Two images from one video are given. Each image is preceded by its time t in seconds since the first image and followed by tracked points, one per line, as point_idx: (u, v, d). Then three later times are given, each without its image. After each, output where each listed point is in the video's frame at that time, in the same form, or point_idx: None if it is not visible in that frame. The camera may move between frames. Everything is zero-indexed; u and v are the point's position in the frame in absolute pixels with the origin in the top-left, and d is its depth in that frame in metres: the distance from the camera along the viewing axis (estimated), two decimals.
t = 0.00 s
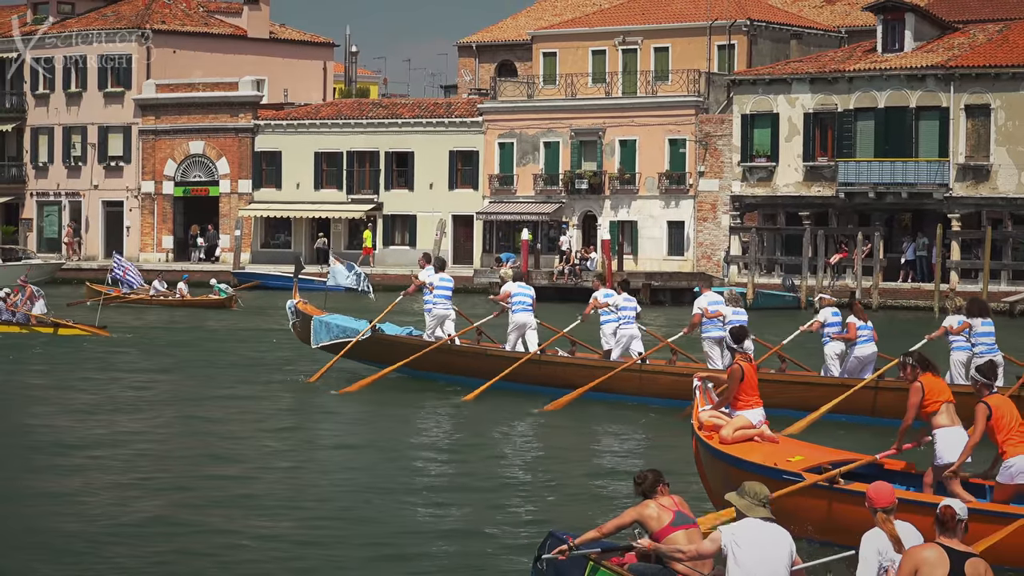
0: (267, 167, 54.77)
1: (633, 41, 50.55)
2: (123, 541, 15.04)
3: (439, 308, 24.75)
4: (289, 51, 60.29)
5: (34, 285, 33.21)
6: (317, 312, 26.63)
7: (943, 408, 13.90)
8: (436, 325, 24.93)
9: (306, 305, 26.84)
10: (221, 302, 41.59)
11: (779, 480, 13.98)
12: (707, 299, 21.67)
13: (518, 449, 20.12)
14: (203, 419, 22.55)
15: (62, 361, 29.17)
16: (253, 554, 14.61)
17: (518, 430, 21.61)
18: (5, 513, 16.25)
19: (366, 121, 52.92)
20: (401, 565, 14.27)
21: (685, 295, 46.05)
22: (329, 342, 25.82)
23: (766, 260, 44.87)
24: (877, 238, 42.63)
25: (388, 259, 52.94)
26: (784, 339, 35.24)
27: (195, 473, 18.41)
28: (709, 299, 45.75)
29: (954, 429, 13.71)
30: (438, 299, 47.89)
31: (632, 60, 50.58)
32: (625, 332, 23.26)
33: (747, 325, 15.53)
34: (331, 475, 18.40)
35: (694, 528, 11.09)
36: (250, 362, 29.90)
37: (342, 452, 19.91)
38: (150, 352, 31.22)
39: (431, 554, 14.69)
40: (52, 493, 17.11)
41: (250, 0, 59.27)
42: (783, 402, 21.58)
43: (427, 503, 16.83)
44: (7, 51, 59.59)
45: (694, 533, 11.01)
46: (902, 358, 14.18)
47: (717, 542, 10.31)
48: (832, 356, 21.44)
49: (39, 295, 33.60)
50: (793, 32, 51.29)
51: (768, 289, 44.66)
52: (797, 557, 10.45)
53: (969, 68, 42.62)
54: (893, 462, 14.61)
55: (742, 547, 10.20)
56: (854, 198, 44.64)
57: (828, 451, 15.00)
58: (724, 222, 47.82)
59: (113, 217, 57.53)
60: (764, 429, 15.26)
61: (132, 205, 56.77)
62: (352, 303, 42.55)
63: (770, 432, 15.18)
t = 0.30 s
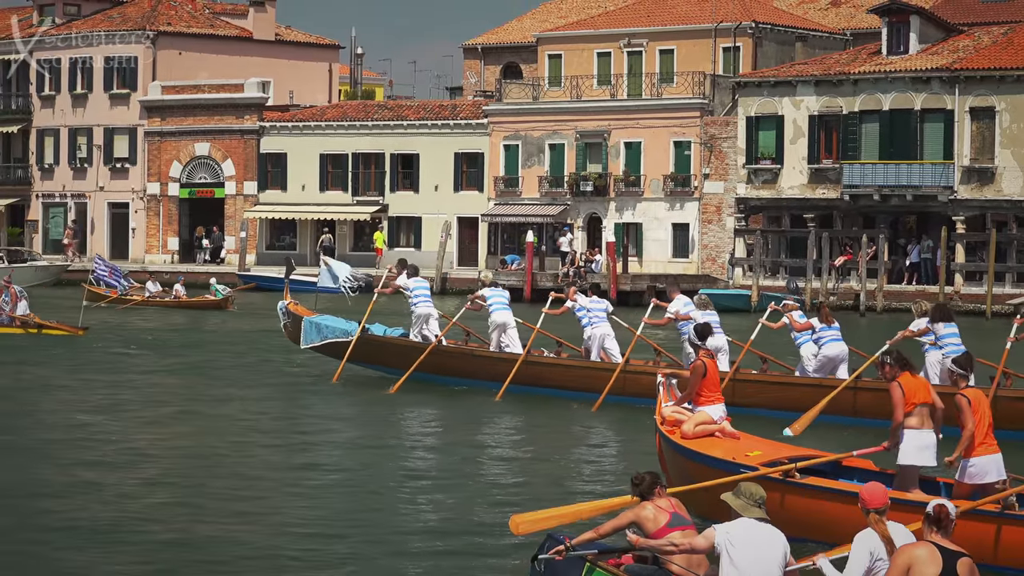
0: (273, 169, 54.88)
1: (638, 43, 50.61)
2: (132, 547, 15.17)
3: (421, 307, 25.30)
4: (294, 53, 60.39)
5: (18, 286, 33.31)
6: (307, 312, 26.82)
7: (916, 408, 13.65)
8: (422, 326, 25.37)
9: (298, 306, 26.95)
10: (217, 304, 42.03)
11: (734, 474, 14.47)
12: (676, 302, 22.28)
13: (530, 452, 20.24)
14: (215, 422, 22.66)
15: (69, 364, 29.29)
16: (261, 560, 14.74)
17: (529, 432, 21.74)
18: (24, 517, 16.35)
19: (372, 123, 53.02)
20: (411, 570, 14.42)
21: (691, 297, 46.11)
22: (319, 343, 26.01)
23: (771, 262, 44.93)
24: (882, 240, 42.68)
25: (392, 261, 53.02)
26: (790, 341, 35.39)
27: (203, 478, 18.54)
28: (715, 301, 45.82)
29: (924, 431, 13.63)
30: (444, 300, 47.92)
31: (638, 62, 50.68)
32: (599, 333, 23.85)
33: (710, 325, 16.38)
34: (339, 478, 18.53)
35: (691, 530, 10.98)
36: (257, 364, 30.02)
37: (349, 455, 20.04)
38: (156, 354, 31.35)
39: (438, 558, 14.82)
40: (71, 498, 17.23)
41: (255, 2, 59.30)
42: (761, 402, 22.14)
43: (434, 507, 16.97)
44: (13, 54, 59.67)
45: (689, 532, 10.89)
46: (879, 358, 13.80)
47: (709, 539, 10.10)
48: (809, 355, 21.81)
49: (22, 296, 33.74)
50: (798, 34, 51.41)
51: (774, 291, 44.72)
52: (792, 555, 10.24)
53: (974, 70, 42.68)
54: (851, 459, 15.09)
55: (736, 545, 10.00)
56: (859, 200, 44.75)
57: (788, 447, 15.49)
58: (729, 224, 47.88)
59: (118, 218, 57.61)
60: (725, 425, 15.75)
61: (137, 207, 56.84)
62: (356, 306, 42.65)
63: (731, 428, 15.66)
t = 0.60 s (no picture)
0: (277, 169, 54.80)
1: (643, 44, 50.57)
2: (136, 545, 15.18)
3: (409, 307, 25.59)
4: (298, 54, 60.41)
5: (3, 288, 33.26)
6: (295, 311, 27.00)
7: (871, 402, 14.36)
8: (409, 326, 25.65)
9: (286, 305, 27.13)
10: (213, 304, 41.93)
11: (699, 470, 14.73)
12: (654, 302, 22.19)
13: (533, 451, 20.22)
14: (217, 421, 22.64)
15: (71, 364, 29.29)
16: (262, 558, 14.77)
17: (530, 432, 21.73)
18: (26, 517, 16.34)
19: (377, 123, 53.01)
20: (413, 568, 14.43)
21: (697, 298, 46.07)
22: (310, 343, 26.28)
23: (777, 262, 44.88)
24: (887, 242, 42.67)
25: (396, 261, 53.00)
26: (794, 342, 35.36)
27: (206, 477, 18.55)
28: (721, 302, 45.76)
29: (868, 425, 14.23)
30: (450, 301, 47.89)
31: (643, 62, 50.65)
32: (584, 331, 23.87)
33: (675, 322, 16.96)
34: (342, 477, 18.52)
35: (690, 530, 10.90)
36: (259, 363, 30.01)
37: (353, 454, 20.04)
38: (158, 354, 31.35)
39: (441, 558, 14.84)
40: (74, 497, 17.21)
41: (260, 2, 59.27)
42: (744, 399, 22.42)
43: (438, 507, 16.97)
44: (18, 54, 59.69)
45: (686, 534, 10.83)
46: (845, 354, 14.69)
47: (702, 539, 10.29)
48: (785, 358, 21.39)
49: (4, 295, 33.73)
50: (804, 35, 51.41)
51: (779, 291, 44.69)
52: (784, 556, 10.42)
53: (980, 71, 42.62)
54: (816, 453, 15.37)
55: (729, 545, 10.17)
56: (864, 201, 44.75)
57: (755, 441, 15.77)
58: (734, 224, 47.87)
59: (123, 219, 57.64)
60: (692, 422, 16.06)
61: (142, 208, 56.87)
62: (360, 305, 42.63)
63: (697, 424, 15.97)
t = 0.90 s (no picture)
0: (283, 170, 54.93)
1: (648, 44, 50.67)
2: (133, 544, 15.18)
3: (399, 308, 25.97)
4: (304, 54, 60.52)
5: None
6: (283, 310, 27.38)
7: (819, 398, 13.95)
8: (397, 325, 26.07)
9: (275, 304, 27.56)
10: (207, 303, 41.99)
11: (667, 469, 14.75)
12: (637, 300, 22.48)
13: (531, 450, 20.26)
14: (218, 420, 22.68)
15: (72, 364, 29.36)
16: (258, 558, 14.72)
17: (529, 430, 21.76)
18: (24, 515, 16.37)
19: (382, 124, 53.12)
20: (409, 567, 14.39)
21: (701, 298, 46.08)
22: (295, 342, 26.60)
23: (781, 262, 44.90)
24: (891, 241, 42.65)
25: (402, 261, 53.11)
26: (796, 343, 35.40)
27: (204, 476, 18.51)
28: (725, 302, 45.77)
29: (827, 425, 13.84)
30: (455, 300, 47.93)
31: (647, 63, 50.74)
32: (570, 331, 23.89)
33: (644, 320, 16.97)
34: (341, 475, 18.54)
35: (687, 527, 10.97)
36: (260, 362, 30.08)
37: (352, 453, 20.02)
38: (160, 354, 31.42)
39: (437, 557, 14.79)
40: (73, 496, 17.24)
41: (266, 2, 59.37)
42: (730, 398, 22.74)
43: (436, 505, 16.93)
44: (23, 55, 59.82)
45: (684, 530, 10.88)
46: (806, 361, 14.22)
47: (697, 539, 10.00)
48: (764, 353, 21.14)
49: None
50: (808, 35, 51.48)
51: (783, 291, 44.73)
52: (778, 555, 10.12)
53: (984, 71, 42.61)
54: (783, 451, 15.38)
55: (723, 542, 9.89)
56: (869, 201, 44.77)
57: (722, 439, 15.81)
58: (739, 224, 47.91)
59: (128, 219, 57.73)
60: (660, 420, 16.15)
61: (148, 208, 56.98)
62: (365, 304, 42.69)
63: (666, 422, 16.07)
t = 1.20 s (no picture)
0: (288, 170, 55.08)
1: (652, 44, 50.79)
2: (136, 539, 15.18)
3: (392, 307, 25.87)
4: (309, 55, 60.66)
5: None
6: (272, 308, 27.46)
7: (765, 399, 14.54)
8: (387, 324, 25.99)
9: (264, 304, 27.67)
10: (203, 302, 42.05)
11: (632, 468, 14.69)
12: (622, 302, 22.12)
13: (533, 447, 20.28)
14: (221, 418, 22.70)
15: (74, 364, 29.38)
16: (262, 555, 14.65)
17: (530, 428, 21.78)
18: (27, 511, 16.36)
19: (387, 124, 53.25)
20: (413, 564, 14.33)
21: (706, 298, 46.18)
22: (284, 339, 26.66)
23: (785, 262, 45.01)
24: (896, 241, 42.75)
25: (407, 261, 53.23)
26: (800, 343, 35.46)
27: (207, 473, 18.45)
28: (729, 302, 45.87)
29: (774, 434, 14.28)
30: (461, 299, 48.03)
31: (652, 63, 50.85)
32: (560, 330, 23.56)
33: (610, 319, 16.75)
34: (342, 472, 18.55)
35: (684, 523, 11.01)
36: (261, 359, 30.11)
37: (356, 451, 19.93)
38: (161, 353, 31.45)
39: (441, 552, 14.80)
40: (76, 493, 17.24)
41: (271, 3, 59.52)
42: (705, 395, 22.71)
43: (440, 503, 16.85)
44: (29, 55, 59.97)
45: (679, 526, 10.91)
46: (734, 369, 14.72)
47: (690, 540, 9.88)
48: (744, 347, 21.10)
49: None
50: (812, 35, 51.61)
51: (788, 291, 44.84)
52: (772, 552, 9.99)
53: (987, 71, 42.70)
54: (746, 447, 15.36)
55: (716, 543, 9.76)
56: (873, 200, 44.85)
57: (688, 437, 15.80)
58: (743, 224, 48.01)
59: (134, 219, 57.89)
60: (626, 417, 16.09)
61: (154, 208, 57.10)
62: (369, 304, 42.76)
63: (632, 420, 16.01)
